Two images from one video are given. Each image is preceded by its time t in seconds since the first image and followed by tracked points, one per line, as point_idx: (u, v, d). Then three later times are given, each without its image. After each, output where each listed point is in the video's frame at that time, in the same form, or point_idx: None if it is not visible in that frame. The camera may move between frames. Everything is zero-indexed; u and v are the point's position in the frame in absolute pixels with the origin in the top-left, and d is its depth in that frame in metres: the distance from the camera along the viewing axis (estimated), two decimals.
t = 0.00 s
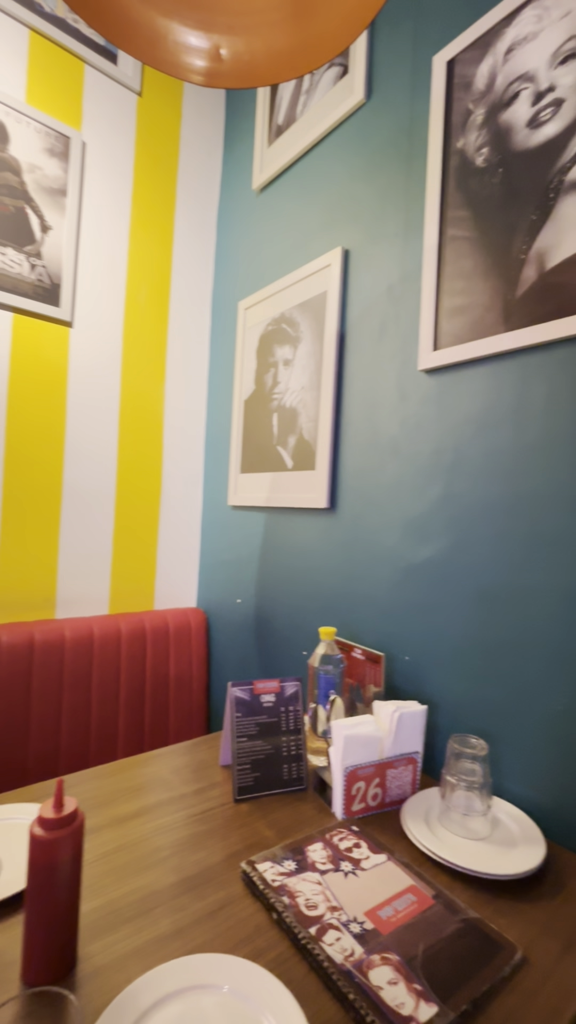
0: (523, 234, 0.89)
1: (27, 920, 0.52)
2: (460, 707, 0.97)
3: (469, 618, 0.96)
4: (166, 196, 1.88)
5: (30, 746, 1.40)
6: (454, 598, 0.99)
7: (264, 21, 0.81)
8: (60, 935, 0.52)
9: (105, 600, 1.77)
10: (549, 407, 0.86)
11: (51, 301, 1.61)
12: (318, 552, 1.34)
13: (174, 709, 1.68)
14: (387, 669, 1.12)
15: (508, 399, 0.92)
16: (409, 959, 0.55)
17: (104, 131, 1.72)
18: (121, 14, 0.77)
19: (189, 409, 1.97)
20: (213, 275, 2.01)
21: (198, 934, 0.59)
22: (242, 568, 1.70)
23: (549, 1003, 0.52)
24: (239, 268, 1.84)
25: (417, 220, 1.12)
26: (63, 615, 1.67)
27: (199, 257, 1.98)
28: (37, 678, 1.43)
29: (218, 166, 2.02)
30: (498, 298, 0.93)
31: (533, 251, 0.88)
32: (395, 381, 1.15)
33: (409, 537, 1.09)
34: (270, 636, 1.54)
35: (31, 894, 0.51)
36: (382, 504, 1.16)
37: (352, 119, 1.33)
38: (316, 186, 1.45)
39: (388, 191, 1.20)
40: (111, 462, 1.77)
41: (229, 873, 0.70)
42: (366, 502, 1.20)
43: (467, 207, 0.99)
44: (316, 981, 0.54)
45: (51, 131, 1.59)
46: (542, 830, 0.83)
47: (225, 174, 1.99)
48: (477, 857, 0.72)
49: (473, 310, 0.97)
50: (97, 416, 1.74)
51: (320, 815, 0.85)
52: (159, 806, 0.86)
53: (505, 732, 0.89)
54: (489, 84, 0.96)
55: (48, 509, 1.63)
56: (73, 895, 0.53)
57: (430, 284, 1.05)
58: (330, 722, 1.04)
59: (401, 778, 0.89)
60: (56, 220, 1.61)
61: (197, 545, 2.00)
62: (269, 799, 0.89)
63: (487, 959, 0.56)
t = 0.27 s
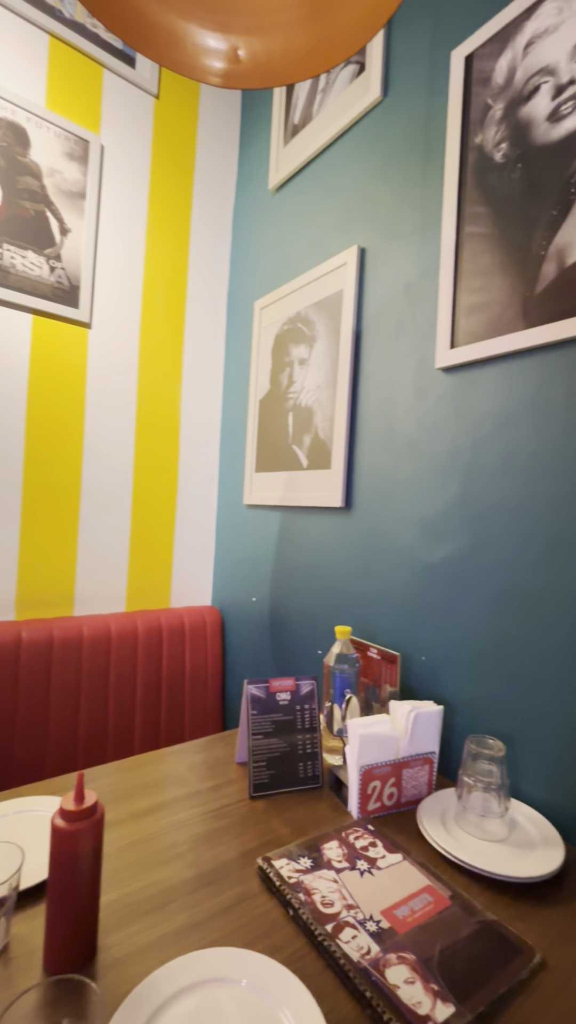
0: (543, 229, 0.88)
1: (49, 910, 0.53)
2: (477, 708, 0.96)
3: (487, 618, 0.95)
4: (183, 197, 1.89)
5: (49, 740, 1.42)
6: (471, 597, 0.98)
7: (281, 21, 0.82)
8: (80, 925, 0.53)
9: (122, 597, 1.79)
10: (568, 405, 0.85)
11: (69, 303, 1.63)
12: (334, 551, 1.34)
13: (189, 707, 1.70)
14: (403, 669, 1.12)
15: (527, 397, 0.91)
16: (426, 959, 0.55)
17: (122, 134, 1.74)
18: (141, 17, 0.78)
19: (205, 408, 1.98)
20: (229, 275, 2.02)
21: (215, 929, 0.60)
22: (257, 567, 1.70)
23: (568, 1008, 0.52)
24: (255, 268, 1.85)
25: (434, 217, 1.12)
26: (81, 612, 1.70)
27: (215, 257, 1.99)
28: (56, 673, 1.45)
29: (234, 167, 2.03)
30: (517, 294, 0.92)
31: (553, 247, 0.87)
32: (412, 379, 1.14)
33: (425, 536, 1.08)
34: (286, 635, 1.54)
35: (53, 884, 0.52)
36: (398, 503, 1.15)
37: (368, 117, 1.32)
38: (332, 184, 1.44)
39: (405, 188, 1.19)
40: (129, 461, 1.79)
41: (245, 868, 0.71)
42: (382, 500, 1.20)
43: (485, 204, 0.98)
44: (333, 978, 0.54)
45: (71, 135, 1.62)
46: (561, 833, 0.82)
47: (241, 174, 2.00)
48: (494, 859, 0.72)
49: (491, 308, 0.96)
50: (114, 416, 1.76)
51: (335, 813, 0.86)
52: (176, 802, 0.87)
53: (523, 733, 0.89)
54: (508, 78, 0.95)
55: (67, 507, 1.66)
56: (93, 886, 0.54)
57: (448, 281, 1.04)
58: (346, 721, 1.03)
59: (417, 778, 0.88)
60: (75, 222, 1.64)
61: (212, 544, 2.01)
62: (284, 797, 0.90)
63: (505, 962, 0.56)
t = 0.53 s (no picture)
0: (561, 225, 0.87)
1: (69, 901, 0.54)
2: (492, 708, 0.95)
3: (503, 618, 0.94)
4: (197, 197, 1.90)
5: (65, 734, 1.45)
6: (487, 597, 0.97)
7: (296, 20, 0.82)
8: (99, 917, 0.54)
9: (137, 595, 1.81)
10: None
11: (86, 303, 1.65)
12: (347, 550, 1.34)
13: (203, 704, 1.71)
14: (417, 668, 1.11)
15: (544, 394, 0.90)
16: (441, 959, 0.55)
17: (137, 135, 1.75)
18: (158, 18, 0.78)
19: (219, 407, 1.99)
20: (243, 274, 2.02)
21: (230, 923, 0.61)
22: (271, 565, 1.71)
23: None
24: (269, 267, 1.85)
25: (450, 213, 1.11)
26: (96, 608, 1.72)
27: (229, 257, 2.00)
28: (72, 669, 1.48)
29: (248, 166, 2.03)
30: (534, 291, 0.91)
31: (572, 242, 0.85)
32: (427, 377, 1.13)
33: (440, 535, 1.08)
34: (299, 634, 1.54)
35: (72, 875, 0.53)
36: (413, 501, 1.15)
37: (383, 114, 1.32)
38: (346, 182, 1.44)
39: (421, 184, 1.19)
40: (144, 460, 1.81)
41: (259, 865, 0.71)
42: (397, 499, 1.19)
43: (502, 199, 0.97)
44: (348, 975, 0.54)
45: (87, 137, 1.64)
46: None
47: (255, 173, 2.00)
48: (511, 861, 0.71)
49: (507, 304, 0.95)
50: (129, 415, 1.77)
51: (349, 812, 0.86)
52: (191, 798, 0.88)
53: (539, 734, 0.88)
54: (526, 71, 0.94)
55: (83, 505, 1.68)
56: (111, 879, 0.55)
57: (464, 278, 1.03)
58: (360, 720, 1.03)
59: (432, 778, 0.88)
60: (92, 224, 1.66)
61: (226, 543, 2.02)
62: (299, 794, 0.90)
63: (522, 964, 0.55)
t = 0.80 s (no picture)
0: None
1: (89, 891, 0.55)
2: (511, 708, 0.94)
3: (522, 617, 0.93)
4: (213, 196, 1.90)
5: (83, 728, 1.47)
6: (505, 596, 0.96)
7: (313, 15, 0.81)
8: (118, 908, 0.55)
9: (153, 592, 1.82)
10: None
11: (103, 303, 1.67)
12: (364, 548, 1.33)
13: (219, 701, 1.72)
14: (434, 668, 1.10)
15: (565, 390, 0.88)
16: (460, 960, 0.54)
17: (154, 135, 1.76)
18: (176, 17, 0.79)
19: (235, 405, 1.99)
20: (259, 272, 2.02)
21: (248, 919, 0.61)
22: (286, 563, 1.71)
23: None
24: (285, 264, 1.84)
25: (469, 207, 1.09)
26: (114, 605, 1.74)
27: (244, 255, 2.00)
28: (90, 664, 1.50)
29: (263, 163, 2.03)
30: (556, 285, 0.89)
31: None
32: (445, 374, 1.12)
33: (458, 533, 1.06)
34: (315, 632, 1.54)
35: (93, 867, 0.54)
36: (431, 499, 1.14)
37: (401, 107, 1.30)
38: (363, 177, 1.43)
39: (439, 178, 1.17)
40: (160, 457, 1.82)
41: (276, 861, 0.71)
42: (414, 497, 1.18)
43: (523, 191, 0.96)
44: (365, 973, 0.54)
45: (105, 138, 1.65)
46: None
47: (271, 170, 2.00)
48: (531, 863, 0.70)
49: (528, 299, 0.94)
50: (146, 413, 1.79)
51: (366, 810, 0.85)
52: (208, 793, 0.88)
53: (559, 735, 0.86)
54: (549, 60, 0.92)
55: (101, 503, 1.70)
56: (131, 871, 0.55)
57: (483, 273, 1.02)
58: (377, 718, 1.02)
59: (450, 778, 0.87)
60: (109, 224, 1.67)
61: (241, 540, 2.02)
62: (315, 792, 0.90)
63: (542, 967, 0.54)
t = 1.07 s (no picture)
0: None
1: (107, 883, 0.55)
2: (529, 709, 0.93)
3: (541, 617, 0.92)
4: (228, 194, 1.90)
5: (100, 724, 1.49)
6: (524, 595, 0.95)
7: (330, 10, 0.81)
8: (137, 902, 0.56)
9: (169, 589, 1.83)
10: None
11: (120, 303, 1.68)
12: (379, 546, 1.33)
13: (233, 698, 1.72)
14: (450, 667, 1.09)
15: None
16: (478, 962, 0.54)
17: (169, 135, 1.77)
18: (193, 15, 0.79)
19: (249, 404, 1.99)
20: (273, 270, 2.02)
21: (264, 914, 0.61)
22: (300, 562, 1.71)
23: None
24: (300, 262, 1.84)
25: (487, 201, 1.08)
26: (130, 602, 1.76)
27: (259, 253, 2.00)
28: (107, 660, 1.51)
29: (278, 161, 2.03)
30: None
31: None
32: (462, 371, 1.11)
33: (476, 532, 1.05)
34: (329, 631, 1.54)
35: (111, 861, 0.54)
36: (447, 497, 1.13)
37: (417, 102, 1.29)
38: (379, 173, 1.42)
39: (457, 173, 1.16)
40: (176, 456, 1.83)
41: (292, 858, 0.71)
42: (430, 495, 1.17)
43: (542, 184, 0.94)
44: (382, 972, 0.54)
45: (121, 139, 1.66)
46: None
47: (286, 168, 1.99)
48: (550, 866, 0.69)
49: (548, 293, 0.93)
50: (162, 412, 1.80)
51: (381, 809, 0.85)
52: (223, 790, 0.89)
53: None
54: (570, 50, 0.91)
55: (117, 501, 1.72)
56: (148, 866, 0.56)
57: (501, 268, 1.01)
58: (392, 717, 1.02)
59: (466, 779, 0.86)
60: (125, 224, 1.68)
61: (256, 539, 2.02)
62: (330, 790, 0.90)
63: (562, 971, 0.54)
